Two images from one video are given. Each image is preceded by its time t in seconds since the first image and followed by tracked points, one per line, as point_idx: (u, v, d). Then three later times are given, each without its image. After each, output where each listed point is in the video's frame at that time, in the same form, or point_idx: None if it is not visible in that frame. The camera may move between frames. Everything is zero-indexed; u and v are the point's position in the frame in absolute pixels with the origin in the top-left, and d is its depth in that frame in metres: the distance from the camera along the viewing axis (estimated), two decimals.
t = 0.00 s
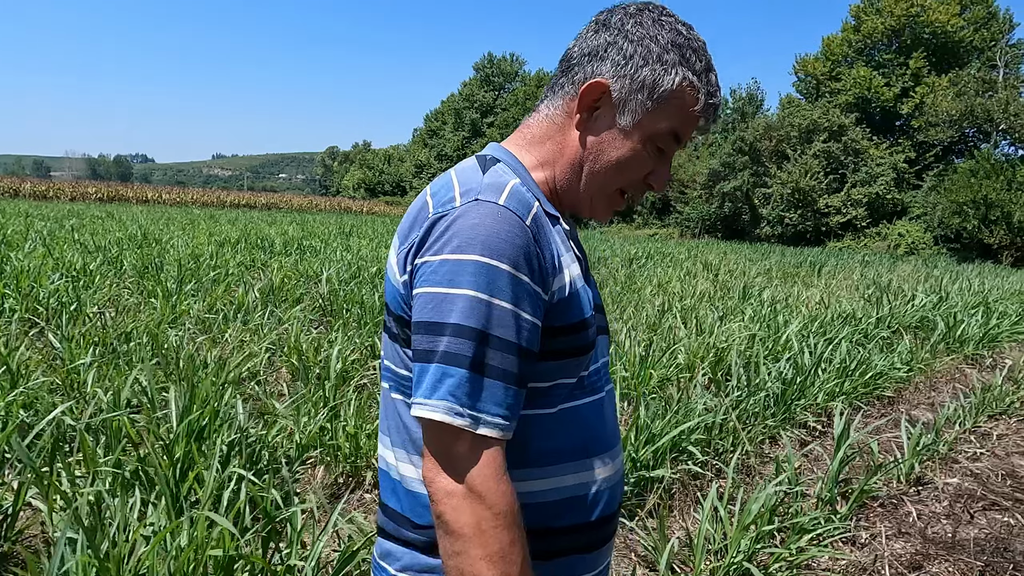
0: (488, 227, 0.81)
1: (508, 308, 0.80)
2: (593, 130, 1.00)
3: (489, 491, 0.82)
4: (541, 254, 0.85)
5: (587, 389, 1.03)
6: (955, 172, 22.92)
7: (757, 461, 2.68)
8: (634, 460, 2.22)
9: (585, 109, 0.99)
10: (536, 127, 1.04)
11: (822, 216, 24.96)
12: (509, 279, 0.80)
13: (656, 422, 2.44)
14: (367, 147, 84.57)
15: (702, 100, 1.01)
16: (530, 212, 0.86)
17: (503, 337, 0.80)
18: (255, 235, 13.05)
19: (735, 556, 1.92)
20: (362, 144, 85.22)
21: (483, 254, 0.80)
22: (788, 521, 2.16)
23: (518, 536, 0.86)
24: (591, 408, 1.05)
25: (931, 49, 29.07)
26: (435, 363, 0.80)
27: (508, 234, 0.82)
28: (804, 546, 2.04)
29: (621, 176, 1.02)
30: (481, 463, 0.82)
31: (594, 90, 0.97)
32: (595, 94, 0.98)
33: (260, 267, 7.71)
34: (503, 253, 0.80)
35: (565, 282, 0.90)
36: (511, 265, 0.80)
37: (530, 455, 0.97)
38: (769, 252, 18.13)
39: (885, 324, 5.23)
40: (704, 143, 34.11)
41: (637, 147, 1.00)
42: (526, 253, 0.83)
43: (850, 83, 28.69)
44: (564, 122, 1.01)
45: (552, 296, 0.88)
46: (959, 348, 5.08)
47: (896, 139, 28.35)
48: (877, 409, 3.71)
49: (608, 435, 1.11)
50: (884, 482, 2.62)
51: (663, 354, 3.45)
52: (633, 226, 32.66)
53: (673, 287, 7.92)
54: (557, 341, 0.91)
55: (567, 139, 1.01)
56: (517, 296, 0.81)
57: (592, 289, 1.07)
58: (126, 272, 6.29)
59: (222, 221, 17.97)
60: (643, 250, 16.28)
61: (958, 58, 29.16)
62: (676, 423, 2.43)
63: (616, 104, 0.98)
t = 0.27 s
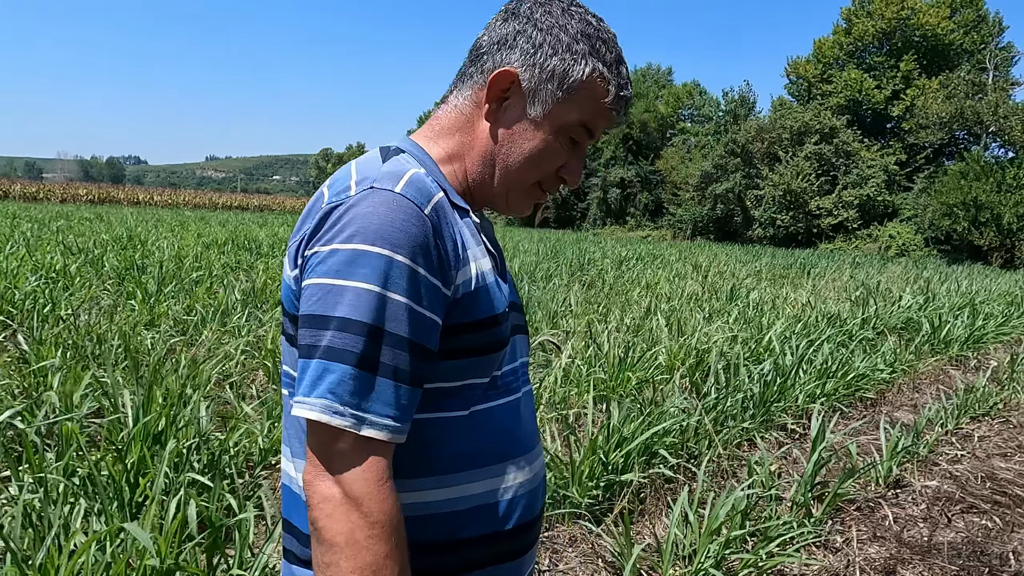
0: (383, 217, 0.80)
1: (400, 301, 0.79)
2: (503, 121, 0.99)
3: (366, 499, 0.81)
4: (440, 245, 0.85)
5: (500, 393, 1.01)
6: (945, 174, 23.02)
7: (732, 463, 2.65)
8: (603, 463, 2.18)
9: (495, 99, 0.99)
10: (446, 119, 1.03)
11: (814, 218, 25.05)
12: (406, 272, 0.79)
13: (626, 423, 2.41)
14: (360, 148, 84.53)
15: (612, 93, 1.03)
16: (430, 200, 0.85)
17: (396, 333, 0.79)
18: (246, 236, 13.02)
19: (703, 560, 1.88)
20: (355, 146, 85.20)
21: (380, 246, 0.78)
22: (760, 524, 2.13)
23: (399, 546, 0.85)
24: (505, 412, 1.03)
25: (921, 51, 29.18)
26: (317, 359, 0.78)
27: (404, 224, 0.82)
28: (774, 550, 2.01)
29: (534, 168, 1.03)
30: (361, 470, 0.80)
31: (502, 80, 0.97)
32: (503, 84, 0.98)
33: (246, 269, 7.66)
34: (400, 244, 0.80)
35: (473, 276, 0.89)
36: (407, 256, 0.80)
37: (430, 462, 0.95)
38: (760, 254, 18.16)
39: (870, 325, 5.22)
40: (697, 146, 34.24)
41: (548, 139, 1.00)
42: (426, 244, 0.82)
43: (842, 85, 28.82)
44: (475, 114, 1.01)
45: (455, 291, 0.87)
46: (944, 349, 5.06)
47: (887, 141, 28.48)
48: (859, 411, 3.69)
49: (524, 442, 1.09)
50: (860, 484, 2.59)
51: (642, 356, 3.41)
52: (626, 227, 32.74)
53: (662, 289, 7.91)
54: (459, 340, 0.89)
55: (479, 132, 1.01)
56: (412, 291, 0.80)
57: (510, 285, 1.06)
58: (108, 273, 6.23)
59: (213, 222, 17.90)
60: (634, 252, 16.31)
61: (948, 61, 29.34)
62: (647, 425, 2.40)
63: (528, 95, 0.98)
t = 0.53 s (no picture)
0: (224, 195, 0.82)
1: (243, 281, 0.79)
2: (359, 87, 1.02)
3: (209, 495, 0.80)
4: (291, 219, 0.87)
5: (378, 377, 0.99)
6: (936, 175, 23.10)
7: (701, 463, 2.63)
8: (563, 464, 2.16)
9: (348, 64, 1.01)
10: (307, 94, 1.07)
11: (806, 219, 25.14)
12: (248, 250, 0.80)
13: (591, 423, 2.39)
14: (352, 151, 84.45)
15: (470, 44, 1.04)
16: (275, 172, 0.87)
17: (238, 315, 0.79)
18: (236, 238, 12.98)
19: (660, 561, 1.85)
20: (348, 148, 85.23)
21: (218, 225, 0.79)
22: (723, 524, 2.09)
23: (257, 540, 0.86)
24: (385, 398, 1.01)
25: (912, 53, 29.35)
26: (153, 347, 0.78)
27: (246, 201, 0.83)
28: (734, 551, 1.98)
29: (399, 132, 1.05)
30: (204, 465, 0.80)
31: (350, 40, 0.99)
32: (354, 48, 1.00)
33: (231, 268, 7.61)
34: (242, 219, 0.80)
35: (337, 252, 0.91)
36: (250, 235, 0.80)
37: (298, 456, 0.93)
38: (751, 254, 18.21)
39: (853, 325, 5.20)
40: (690, 147, 34.33)
41: (407, 99, 1.02)
42: (269, 221, 0.83)
43: (833, 87, 28.94)
44: (334, 81, 1.03)
45: (311, 269, 0.88)
46: (926, 349, 5.04)
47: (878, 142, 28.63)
48: (837, 411, 3.66)
49: (414, 427, 1.07)
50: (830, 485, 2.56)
51: (616, 355, 3.39)
52: (619, 229, 32.79)
53: (649, 289, 7.90)
54: (317, 321, 0.89)
55: (339, 103, 1.04)
56: (256, 270, 0.80)
57: (391, 262, 1.07)
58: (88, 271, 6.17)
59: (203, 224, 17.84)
60: (625, 253, 16.33)
61: (938, 63, 29.51)
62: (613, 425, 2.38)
63: (379, 57, 1.01)
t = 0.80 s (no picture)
0: (19, 181, 0.79)
1: (42, 277, 0.77)
2: (198, 64, 1.01)
3: (12, 506, 0.77)
4: (108, 207, 0.85)
5: (218, 382, 0.98)
6: (927, 177, 23.17)
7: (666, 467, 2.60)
8: (520, 469, 2.12)
9: (186, 45, 1.01)
10: (150, 80, 1.06)
11: (797, 221, 25.20)
12: (50, 240, 0.78)
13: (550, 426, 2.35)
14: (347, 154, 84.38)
15: (315, 18, 1.04)
16: (87, 157, 0.86)
17: (36, 312, 0.76)
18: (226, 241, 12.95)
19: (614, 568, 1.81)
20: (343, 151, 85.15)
21: (12, 214, 0.77)
22: (683, 528, 2.05)
23: (84, 549, 0.85)
24: (226, 402, 1.00)
25: (903, 56, 29.46)
26: None
27: (46, 184, 0.80)
28: (691, 558, 1.95)
29: (246, 114, 1.04)
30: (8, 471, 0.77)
31: (183, 20, 0.98)
32: (190, 26, 1.00)
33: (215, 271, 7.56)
34: (40, 212, 0.78)
35: (160, 244, 0.91)
36: (50, 225, 0.78)
37: (129, 465, 0.91)
38: (742, 257, 18.25)
39: (835, 326, 5.18)
40: (682, 150, 34.41)
41: (250, 78, 1.02)
42: (74, 208, 0.81)
43: (824, 90, 29.05)
44: (173, 67, 1.03)
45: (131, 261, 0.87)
46: (908, 350, 5.02)
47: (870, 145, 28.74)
48: (812, 413, 3.63)
49: (266, 434, 1.06)
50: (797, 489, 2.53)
51: (588, 357, 3.36)
52: (612, 232, 32.82)
53: (635, 292, 7.88)
54: (140, 316, 0.89)
55: (180, 85, 1.03)
56: (58, 265, 0.78)
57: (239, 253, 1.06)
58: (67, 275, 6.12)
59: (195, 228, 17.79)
60: (616, 255, 16.32)
61: (929, 66, 29.66)
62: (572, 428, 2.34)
63: (215, 35, 1.01)
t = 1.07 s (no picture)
0: None
1: None
2: None
3: None
4: None
5: None
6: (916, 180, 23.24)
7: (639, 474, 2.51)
8: (480, 478, 2.03)
9: None
10: None
11: (788, 224, 25.23)
12: None
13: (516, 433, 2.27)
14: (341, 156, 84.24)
15: None
16: None
17: None
18: (211, 243, 12.82)
19: None
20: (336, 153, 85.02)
21: None
22: (648, 540, 1.97)
23: None
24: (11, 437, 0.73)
25: (893, 59, 29.55)
26: None
27: None
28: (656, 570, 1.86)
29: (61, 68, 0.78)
30: None
31: None
32: None
33: (196, 273, 7.47)
34: None
35: None
36: None
37: None
38: (732, 258, 18.25)
39: (820, 328, 5.12)
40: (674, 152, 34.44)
41: (63, 23, 0.78)
42: None
43: (814, 92, 29.11)
44: None
45: None
46: (893, 352, 4.96)
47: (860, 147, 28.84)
48: (793, 417, 3.56)
49: (68, 472, 0.79)
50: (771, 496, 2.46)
51: (564, 362, 3.27)
52: (604, 233, 32.80)
53: (621, 294, 7.80)
54: None
55: None
56: None
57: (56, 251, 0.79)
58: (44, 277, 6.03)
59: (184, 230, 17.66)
60: (605, 256, 16.29)
61: (918, 69, 29.79)
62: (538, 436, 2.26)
63: None
